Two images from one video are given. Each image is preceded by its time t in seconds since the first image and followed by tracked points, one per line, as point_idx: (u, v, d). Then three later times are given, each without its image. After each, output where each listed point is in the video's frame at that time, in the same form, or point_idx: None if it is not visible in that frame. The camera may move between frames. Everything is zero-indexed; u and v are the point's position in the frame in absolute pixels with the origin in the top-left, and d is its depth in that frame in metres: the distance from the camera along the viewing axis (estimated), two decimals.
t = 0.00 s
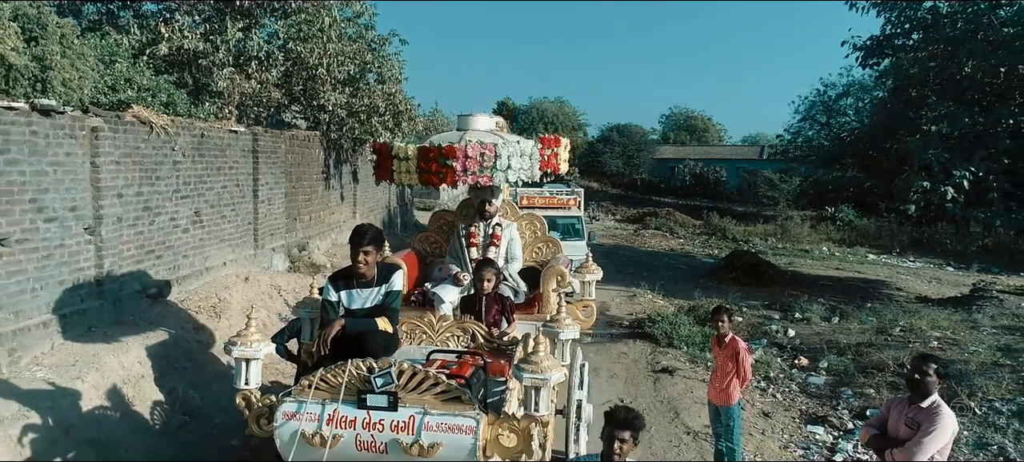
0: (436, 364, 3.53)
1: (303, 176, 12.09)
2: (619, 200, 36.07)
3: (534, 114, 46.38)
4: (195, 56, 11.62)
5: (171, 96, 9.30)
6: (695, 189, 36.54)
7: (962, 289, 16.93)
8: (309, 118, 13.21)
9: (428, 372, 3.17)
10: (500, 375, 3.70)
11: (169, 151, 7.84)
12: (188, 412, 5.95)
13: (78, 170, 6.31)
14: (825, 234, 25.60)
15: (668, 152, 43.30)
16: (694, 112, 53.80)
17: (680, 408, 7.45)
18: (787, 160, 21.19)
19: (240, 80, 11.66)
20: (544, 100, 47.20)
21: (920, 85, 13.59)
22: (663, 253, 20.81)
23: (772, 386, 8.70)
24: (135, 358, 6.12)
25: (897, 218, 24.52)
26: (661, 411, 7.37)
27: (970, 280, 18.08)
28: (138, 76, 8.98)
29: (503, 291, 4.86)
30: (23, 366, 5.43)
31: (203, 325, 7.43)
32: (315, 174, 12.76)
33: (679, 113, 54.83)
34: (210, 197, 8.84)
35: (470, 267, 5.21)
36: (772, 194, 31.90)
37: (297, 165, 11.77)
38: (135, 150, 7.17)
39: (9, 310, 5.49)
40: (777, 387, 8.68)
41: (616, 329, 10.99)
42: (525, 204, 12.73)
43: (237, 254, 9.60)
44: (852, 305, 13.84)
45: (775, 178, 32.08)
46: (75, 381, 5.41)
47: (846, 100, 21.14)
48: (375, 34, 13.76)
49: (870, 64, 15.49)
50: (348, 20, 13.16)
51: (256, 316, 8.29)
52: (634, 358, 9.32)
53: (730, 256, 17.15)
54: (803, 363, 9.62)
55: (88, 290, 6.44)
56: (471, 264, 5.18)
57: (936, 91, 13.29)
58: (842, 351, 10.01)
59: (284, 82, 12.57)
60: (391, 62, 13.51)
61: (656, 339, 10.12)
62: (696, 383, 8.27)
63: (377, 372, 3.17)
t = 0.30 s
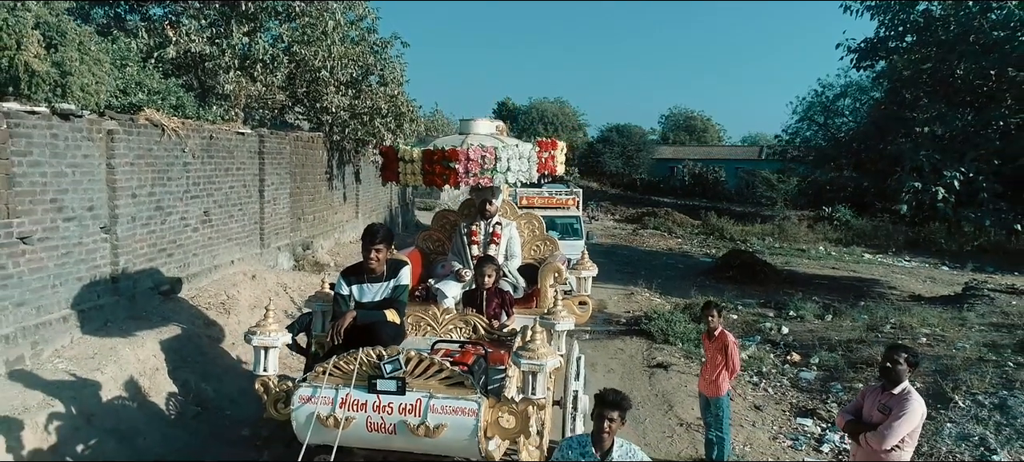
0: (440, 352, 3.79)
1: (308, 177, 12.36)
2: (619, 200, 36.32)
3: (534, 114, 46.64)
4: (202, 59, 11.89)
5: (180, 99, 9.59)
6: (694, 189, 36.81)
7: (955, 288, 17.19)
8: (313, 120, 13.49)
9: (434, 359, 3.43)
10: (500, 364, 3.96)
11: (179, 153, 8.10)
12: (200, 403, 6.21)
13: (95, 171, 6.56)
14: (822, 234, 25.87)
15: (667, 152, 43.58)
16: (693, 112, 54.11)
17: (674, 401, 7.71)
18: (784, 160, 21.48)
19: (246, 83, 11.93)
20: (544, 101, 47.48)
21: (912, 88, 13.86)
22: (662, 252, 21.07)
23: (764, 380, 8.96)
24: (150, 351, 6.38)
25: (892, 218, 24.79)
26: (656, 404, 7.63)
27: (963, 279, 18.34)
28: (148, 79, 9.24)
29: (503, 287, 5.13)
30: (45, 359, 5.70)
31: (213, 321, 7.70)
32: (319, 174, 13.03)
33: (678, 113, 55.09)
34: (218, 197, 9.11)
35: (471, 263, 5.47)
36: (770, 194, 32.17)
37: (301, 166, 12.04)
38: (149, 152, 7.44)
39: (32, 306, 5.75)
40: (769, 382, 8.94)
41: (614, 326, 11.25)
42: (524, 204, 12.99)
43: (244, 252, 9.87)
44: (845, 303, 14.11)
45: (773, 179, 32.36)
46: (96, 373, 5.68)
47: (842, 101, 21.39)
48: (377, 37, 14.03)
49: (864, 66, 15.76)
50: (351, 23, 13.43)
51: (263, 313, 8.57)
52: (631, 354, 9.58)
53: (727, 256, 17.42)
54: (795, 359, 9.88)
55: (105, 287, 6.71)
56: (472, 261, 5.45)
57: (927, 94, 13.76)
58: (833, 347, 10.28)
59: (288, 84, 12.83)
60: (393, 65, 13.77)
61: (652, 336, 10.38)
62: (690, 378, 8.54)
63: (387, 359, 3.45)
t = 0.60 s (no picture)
0: (444, 342, 4.07)
1: (312, 177, 12.64)
2: (618, 200, 36.59)
3: (534, 115, 46.90)
4: (209, 62, 12.19)
5: (189, 102, 9.86)
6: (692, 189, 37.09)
7: (948, 286, 17.45)
8: (316, 121, 13.76)
9: (439, 348, 3.72)
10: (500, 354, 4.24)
11: (190, 155, 8.38)
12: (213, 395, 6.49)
13: (111, 173, 6.83)
14: (819, 234, 26.14)
15: (666, 152, 43.86)
16: (692, 112, 54.41)
17: (668, 394, 7.98)
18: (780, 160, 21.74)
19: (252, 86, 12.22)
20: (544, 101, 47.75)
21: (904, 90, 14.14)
22: (660, 252, 21.34)
23: (757, 375, 9.24)
24: (165, 346, 6.66)
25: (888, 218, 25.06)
26: (651, 397, 7.91)
27: (956, 278, 18.60)
28: (159, 83, 9.47)
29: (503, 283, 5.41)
30: (66, 352, 5.97)
31: (223, 316, 7.99)
32: (323, 174, 13.30)
33: (677, 113, 55.34)
34: (227, 197, 9.39)
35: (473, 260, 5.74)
36: (768, 194, 32.44)
37: (305, 167, 12.31)
38: (161, 153, 7.73)
39: (54, 302, 6.02)
40: (761, 376, 9.22)
41: (611, 323, 11.52)
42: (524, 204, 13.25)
43: (251, 251, 10.15)
44: (838, 301, 14.39)
45: (771, 179, 32.63)
46: (114, 365, 5.95)
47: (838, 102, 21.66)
48: (379, 40, 14.28)
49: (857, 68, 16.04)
50: (355, 26, 13.70)
51: (270, 309, 8.85)
52: (627, 349, 9.86)
53: (723, 255, 17.69)
54: (787, 355, 10.16)
55: (120, 283, 6.99)
56: (473, 258, 5.72)
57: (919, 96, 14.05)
58: (824, 343, 10.56)
59: (292, 86, 13.10)
60: (395, 67, 14.03)
61: (648, 332, 10.65)
62: (684, 372, 8.82)
63: (396, 348, 3.73)
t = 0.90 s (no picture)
0: (449, 333, 4.36)
1: (316, 178, 12.92)
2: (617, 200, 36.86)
3: (534, 115, 47.16)
4: (215, 66, 12.50)
5: (198, 104, 10.16)
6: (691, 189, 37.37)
7: (941, 285, 17.71)
8: (320, 123, 14.02)
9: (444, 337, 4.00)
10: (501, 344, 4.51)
11: (201, 157, 8.66)
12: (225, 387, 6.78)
13: (127, 174, 7.12)
14: (816, 233, 26.41)
15: (665, 152, 44.14)
16: (691, 112, 54.72)
17: (663, 388, 8.26)
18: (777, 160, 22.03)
19: (258, 88, 12.50)
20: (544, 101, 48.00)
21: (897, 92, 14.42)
22: (658, 251, 21.62)
23: (749, 370, 9.52)
24: (179, 340, 6.95)
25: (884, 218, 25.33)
26: (646, 390, 8.19)
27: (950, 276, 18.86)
28: (169, 86, 9.75)
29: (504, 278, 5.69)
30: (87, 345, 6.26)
31: (233, 312, 8.28)
32: (327, 175, 13.57)
33: (677, 113, 55.59)
34: (235, 197, 9.67)
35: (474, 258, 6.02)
36: (766, 194, 32.73)
37: (310, 168, 12.59)
38: (174, 155, 8.02)
39: (75, 297, 6.30)
40: (753, 371, 9.50)
41: (609, 320, 11.80)
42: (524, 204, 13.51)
43: (259, 250, 10.43)
44: (832, 299, 14.67)
45: (769, 179, 32.91)
46: (133, 357, 6.25)
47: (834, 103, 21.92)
48: (382, 43, 14.54)
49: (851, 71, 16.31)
50: (358, 29, 13.97)
51: (278, 306, 9.14)
52: (624, 345, 10.14)
53: (720, 254, 17.97)
54: (779, 350, 10.44)
55: (136, 280, 7.27)
56: (475, 255, 5.99)
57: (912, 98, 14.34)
58: (816, 339, 10.85)
59: (297, 88, 13.33)
60: (397, 70, 14.30)
61: (645, 329, 10.93)
62: (678, 367, 9.10)
63: (405, 337, 4.02)
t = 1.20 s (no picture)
0: (454, 325, 4.66)
1: (320, 178, 13.21)
2: (616, 199, 37.15)
3: (534, 115, 47.46)
4: (223, 69, 12.79)
5: (207, 107, 10.42)
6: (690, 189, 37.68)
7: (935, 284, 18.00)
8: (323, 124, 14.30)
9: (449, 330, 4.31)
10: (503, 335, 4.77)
11: (212, 158, 8.95)
12: (237, 379, 7.09)
13: (143, 175, 7.41)
14: (812, 233, 26.71)
15: (664, 152, 44.43)
16: (690, 112, 55.03)
17: (658, 381, 8.57)
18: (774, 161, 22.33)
19: (264, 91, 12.80)
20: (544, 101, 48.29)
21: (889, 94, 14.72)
22: (656, 250, 21.92)
23: (742, 365, 9.82)
24: (193, 334, 7.27)
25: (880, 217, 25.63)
26: (642, 384, 8.49)
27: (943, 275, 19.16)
28: (179, 89, 10.02)
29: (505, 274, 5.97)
30: (106, 339, 6.56)
31: (243, 308, 8.59)
32: (331, 176, 13.87)
33: (676, 113, 55.88)
34: (244, 197, 9.97)
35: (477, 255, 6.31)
36: (763, 194, 33.04)
37: (315, 169, 12.89)
38: (186, 157, 8.31)
39: (95, 293, 6.59)
40: (746, 366, 9.81)
41: (607, 317, 12.10)
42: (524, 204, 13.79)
43: (266, 249, 10.74)
44: (826, 297, 14.96)
45: (767, 179, 33.20)
46: (150, 350, 6.55)
47: (830, 104, 22.19)
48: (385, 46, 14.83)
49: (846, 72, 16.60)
50: (361, 32, 14.27)
51: (286, 303, 9.44)
52: (621, 341, 10.43)
53: (717, 253, 18.26)
54: (772, 346, 10.74)
55: (151, 277, 7.58)
56: (478, 253, 6.28)
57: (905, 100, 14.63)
58: (808, 335, 11.15)
59: (301, 90, 13.60)
60: (400, 72, 14.61)
61: (642, 326, 11.22)
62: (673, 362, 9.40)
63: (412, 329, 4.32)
